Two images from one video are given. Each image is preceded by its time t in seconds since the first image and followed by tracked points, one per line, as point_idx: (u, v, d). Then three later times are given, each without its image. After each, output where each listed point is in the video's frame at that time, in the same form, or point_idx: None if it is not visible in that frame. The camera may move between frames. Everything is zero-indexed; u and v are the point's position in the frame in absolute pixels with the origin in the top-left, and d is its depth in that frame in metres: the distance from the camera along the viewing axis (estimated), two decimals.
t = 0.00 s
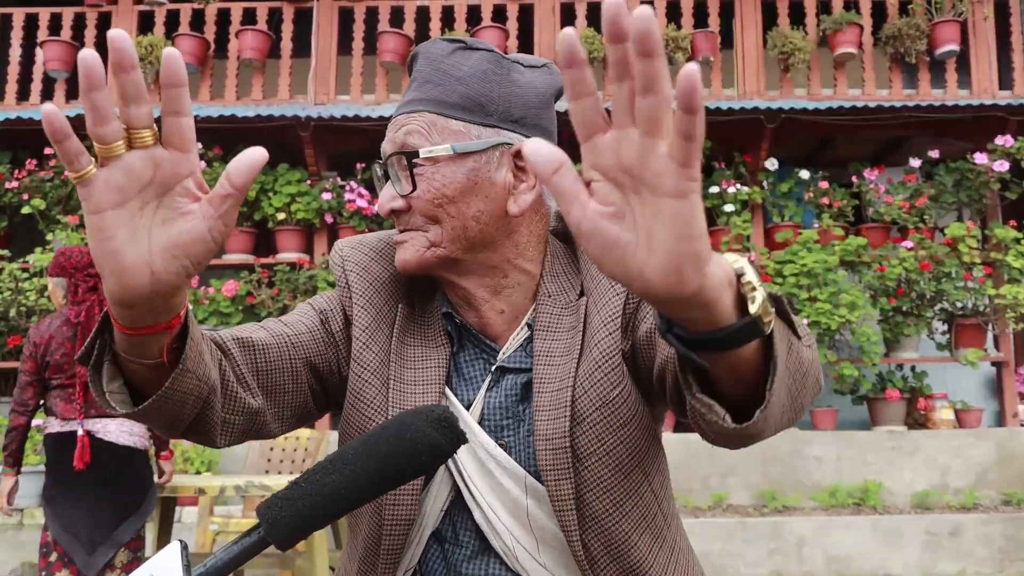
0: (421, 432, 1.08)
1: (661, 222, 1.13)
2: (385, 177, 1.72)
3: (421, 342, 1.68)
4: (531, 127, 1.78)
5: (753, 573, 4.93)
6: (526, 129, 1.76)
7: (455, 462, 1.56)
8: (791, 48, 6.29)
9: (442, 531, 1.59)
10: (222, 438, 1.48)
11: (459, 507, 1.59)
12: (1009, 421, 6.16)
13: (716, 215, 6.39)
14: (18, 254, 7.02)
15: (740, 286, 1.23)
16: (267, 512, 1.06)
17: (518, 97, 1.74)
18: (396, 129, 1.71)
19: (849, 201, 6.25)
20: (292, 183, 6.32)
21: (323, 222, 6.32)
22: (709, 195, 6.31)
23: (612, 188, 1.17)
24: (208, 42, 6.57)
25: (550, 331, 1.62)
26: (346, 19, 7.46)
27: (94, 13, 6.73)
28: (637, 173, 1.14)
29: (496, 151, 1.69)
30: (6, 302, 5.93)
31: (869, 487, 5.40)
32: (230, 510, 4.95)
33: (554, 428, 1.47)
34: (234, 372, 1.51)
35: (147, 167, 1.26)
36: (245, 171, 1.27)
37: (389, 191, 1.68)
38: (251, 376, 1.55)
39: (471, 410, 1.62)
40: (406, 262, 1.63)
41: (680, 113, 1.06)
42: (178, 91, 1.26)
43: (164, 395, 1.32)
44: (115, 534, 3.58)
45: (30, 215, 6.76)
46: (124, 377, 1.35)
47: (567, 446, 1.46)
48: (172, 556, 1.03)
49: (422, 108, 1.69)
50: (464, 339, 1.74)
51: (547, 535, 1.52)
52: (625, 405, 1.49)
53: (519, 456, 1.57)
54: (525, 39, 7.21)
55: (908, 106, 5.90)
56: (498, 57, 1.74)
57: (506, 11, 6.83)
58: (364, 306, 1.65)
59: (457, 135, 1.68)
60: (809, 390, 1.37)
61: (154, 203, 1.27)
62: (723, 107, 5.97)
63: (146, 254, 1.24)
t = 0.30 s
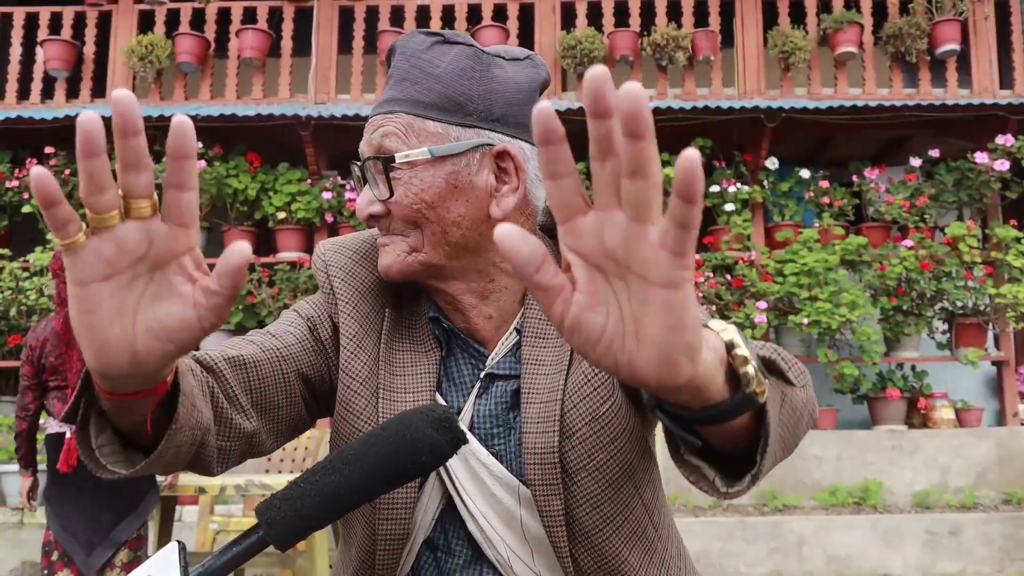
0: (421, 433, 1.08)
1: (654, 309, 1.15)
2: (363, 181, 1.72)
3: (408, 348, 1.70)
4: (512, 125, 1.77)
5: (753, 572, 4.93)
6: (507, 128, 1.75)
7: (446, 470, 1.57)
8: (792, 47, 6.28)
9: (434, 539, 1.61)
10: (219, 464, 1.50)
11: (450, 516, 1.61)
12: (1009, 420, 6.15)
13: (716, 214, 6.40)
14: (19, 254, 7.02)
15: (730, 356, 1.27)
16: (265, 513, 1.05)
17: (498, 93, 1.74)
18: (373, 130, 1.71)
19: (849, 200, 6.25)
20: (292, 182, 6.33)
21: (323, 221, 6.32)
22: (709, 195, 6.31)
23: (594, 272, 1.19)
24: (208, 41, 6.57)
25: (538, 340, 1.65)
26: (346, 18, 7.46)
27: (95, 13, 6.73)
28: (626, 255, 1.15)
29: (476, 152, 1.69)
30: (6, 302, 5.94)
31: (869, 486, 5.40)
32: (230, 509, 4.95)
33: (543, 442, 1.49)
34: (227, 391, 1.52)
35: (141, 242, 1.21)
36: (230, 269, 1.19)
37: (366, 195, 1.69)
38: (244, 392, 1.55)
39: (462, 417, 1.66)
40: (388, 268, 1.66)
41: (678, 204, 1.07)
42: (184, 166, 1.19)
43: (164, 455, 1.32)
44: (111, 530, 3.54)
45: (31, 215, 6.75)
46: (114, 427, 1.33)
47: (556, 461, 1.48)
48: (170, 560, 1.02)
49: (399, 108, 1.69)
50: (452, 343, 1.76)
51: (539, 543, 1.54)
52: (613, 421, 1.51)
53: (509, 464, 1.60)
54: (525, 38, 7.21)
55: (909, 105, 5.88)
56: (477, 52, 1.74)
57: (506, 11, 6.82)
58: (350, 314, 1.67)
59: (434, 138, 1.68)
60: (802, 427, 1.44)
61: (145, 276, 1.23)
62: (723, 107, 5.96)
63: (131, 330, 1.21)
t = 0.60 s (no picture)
0: (421, 434, 1.08)
1: (700, 445, 1.21)
2: (357, 186, 1.74)
3: (405, 357, 1.74)
4: (508, 125, 1.75)
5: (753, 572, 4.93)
6: (502, 129, 1.73)
7: (445, 478, 1.60)
8: (793, 45, 6.28)
9: (433, 546, 1.64)
10: (214, 487, 1.53)
11: (449, 522, 1.64)
12: (1011, 419, 6.13)
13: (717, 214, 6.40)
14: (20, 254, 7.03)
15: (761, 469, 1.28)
16: (265, 512, 1.06)
17: (492, 94, 1.71)
18: (365, 136, 1.70)
19: (850, 199, 6.25)
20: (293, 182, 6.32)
21: (324, 221, 6.31)
22: (709, 194, 6.31)
23: (636, 404, 1.27)
24: (209, 41, 6.57)
25: (536, 348, 1.68)
26: (346, 17, 7.46)
27: (96, 13, 6.73)
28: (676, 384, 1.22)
29: (469, 158, 1.69)
30: (7, 302, 5.95)
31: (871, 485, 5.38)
32: (230, 509, 4.94)
33: (539, 456, 1.53)
34: (224, 409, 1.54)
35: (126, 344, 1.26)
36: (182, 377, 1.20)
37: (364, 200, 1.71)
38: (242, 409, 1.58)
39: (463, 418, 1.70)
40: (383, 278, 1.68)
41: (752, 358, 1.13)
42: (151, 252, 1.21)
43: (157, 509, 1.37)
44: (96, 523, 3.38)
45: (32, 215, 6.77)
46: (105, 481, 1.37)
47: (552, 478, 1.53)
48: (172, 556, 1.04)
49: (390, 113, 1.67)
50: (451, 348, 1.81)
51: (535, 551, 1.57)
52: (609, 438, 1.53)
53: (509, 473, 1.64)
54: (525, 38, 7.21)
55: (911, 104, 5.85)
56: (470, 51, 1.71)
57: (507, 10, 6.81)
58: (347, 322, 1.69)
59: (426, 143, 1.67)
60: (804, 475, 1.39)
61: (127, 377, 1.28)
62: (724, 106, 5.94)
63: (102, 426, 1.28)
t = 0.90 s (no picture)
0: (424, 437, 1.08)
1: (626, 236, 1.09)
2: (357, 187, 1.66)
3: (405, 357, 1.63)
4: (514, 134, 1.67)
5: (754, 572, 4.92)
6: (508, 138, 1.66)
7: (449, 480, 1.53)
8: (794, 45, 6.29)
9: (433, 548, 1.58)
10: (208, 483, 1.43)
11: (450, 524, 1.58)
12: (1012, 419, 6.13)
13: (718, 213, 6.40)
14: (22, 253, 7.03)
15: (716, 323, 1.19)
16: (267, 513, 1.06)
17: (501, 101, 1.63)
18: (368, 135, 1.62)
19: (852, 199, 6.24)
20: (294, 181, 6.35)
21: (326, 220, 6.31)
22: (711, 194, 6.32)
23: (577, 220, 1.13)
24: (211, 40, 6.58)
25: (542, 350, 1.58)
26: (348, 17, 7.46)
27: (98, 12, 6.75)
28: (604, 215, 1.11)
29: (474, 167, 1.61)
30: (8, 301, 5.94)
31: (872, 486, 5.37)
32: (231, 508, 4.94)
33: (547, 459, 1.43)
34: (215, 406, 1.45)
35: (190, 192, 1.15)
36: (260, 219, 1.11)
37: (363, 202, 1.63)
38: (233, 408, 1.48)
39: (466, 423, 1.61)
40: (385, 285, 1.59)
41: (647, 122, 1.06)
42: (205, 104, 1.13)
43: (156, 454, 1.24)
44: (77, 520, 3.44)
45: (34, 214, 6.77)
46: (121, 423, 1.25)
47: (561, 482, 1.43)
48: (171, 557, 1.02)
49: (395, 116, 1.59)
50: (455, 352, 1.71)
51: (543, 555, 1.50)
52: (623, 442, 1.44)
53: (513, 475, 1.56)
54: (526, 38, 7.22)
55: (911, 104, 5.86)
56: (480, 55, 1.62)
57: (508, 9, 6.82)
58: (346, 324, 1.60)
59: (431, 149, 1.59)
60: (822, 464, 1.29)
61: (188, 231, 1.15)
62: (725, 106, 5.94)
63: (167, 278, 1.11)
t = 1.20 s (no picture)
0: (424, 434, 1.07)
1: (620, 204, 1.10)
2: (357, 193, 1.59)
3: (406, 354, 1.61)
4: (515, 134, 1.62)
5: (755, 572, 4.92)
6: (510, 138, 1.60)
7: (450, 478, 1.52)
8: (795, 45, 6.30)
9: (434, 545, 1.57)
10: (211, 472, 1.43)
11: (451, 521, 1.57)
12: (1012, 419, 6.13)
13: (719, 213, 6.39)
14: (22, 252, 7.03)
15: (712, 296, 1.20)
16: (267, 513, 1.06)
17: (500, 102, 1.58)
18: (366, 140, 1.56)
19: (853, 199, 6.24)
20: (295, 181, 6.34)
21: (326, 220, 6.30)
22: (711, 194, 6.32)
23: (575, 195, 1.15)
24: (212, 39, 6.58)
25: (545, 349, 1.55)
26: (348, 16, 7.46)
27: (99, 11, 6.75)
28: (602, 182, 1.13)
29: (477, 171, 1.55)
30: (9, 300, 5.94)
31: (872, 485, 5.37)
32: (231, 507, 4.93)
33: (549, 458, 1.41)
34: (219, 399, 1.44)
35: (235, 135, 1.24)
36: (313, 156, 1.26)
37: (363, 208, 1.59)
38: (237, 402, 1.48)
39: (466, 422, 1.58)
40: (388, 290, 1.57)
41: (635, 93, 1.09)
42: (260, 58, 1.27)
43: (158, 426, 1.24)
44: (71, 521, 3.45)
45: (34, 213, 6.76)
46: (138, 391, 1.26)
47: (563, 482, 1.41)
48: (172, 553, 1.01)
49: (393, 120, 1.53)
50: (456, 351, 1.70)
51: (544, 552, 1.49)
52: (626, 443, 1.44)
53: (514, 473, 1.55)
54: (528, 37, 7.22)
55: (912, 103, 5.85)
56: (478, 56, 1.57)
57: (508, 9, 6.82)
58: (347, 323, 1.60)
59: (432, 153, 1.54)
60: (830, 459, 1.28)
61: (230, 172, 1.23)
62: (726, 105, 5.94)
63: (208, 216, 1.17)
